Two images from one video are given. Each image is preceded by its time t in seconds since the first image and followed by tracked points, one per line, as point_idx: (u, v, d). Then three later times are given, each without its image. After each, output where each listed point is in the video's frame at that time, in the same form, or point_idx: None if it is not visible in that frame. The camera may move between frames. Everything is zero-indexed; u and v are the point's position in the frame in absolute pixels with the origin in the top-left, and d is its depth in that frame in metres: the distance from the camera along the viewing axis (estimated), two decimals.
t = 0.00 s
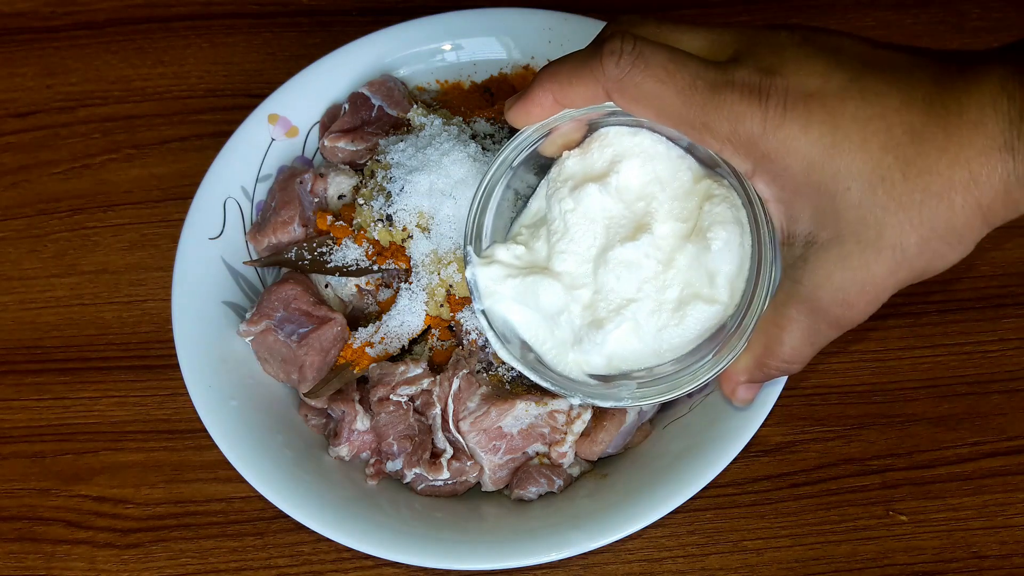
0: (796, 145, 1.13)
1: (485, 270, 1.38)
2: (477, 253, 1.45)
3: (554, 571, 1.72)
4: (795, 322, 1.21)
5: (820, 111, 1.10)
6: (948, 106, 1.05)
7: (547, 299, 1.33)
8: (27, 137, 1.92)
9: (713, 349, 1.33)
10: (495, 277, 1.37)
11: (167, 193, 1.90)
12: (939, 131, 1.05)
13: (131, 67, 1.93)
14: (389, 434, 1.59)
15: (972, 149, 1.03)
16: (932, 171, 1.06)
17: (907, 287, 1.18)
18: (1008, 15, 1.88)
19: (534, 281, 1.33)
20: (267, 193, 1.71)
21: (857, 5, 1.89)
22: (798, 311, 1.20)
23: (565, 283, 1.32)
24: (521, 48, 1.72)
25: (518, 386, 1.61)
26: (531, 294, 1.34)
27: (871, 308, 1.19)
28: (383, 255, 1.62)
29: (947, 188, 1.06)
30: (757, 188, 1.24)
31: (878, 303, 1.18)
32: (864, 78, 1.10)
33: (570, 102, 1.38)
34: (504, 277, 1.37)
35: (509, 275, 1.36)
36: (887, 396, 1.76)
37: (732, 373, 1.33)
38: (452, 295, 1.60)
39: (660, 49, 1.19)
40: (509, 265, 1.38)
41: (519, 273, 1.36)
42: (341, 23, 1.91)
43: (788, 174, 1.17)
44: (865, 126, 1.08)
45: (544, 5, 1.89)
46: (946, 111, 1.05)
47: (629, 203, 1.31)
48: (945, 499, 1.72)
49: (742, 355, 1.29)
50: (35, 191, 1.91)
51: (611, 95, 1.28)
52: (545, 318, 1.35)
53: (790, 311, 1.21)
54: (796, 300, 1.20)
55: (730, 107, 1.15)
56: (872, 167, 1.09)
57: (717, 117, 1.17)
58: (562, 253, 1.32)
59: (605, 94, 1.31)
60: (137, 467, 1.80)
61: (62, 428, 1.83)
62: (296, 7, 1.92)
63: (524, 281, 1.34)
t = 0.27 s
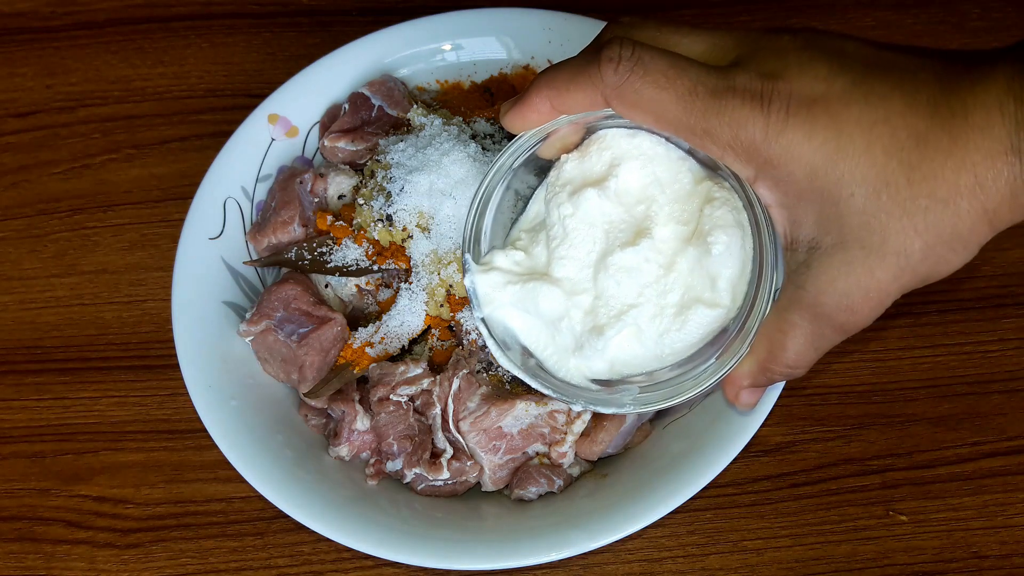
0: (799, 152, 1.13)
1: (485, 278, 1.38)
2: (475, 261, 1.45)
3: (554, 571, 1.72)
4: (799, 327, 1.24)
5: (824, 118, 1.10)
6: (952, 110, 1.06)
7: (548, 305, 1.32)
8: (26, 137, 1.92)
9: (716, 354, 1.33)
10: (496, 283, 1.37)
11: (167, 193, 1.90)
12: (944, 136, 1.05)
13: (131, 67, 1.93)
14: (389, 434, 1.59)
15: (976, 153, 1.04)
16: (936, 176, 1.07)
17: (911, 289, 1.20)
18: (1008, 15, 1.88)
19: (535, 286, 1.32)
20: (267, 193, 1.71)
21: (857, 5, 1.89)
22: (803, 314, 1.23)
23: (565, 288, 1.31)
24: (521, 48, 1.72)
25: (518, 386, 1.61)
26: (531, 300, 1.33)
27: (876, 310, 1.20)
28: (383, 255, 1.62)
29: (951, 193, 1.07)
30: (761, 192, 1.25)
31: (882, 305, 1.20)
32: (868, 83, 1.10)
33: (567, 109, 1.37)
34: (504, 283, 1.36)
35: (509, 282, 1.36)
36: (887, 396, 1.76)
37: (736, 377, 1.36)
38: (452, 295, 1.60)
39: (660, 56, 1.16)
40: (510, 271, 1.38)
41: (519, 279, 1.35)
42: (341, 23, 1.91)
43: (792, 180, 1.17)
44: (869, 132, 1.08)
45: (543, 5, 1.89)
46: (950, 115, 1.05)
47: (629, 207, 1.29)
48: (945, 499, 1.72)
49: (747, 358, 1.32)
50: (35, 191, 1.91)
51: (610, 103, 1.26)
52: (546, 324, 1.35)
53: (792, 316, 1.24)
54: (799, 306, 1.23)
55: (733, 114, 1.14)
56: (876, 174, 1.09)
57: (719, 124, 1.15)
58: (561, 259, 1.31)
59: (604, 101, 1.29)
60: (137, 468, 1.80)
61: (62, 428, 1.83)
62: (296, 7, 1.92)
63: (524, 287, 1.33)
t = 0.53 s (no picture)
0: (823, 116, 1.15)
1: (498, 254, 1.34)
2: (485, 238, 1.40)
3: (554, 571, 1.72)
4: (820, 298, 1.25)
5: (846, 82, 1.13)
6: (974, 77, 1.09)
7: (560, 283, 1.28)
8: (26, 137, 1.92)
9: (724, 337, 1.28)
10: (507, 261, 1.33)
11: (167, 193, 1.90)
12: (966, 101, 1.09)
13: (131, 67, 1.93)
14: (389, 434, 1.59)
15: (998, 118, 1.07)
16: (961, 141, 1.09)
17: (933, 259, 1.21)
18: (1008, 15, 1.87)
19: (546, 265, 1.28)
20: (267, 193, 1.71)
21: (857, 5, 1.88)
22: (823, 284, 1.24)
23: (578, 265, 1.27)
24: (521, 48, 1.72)
25: (518, 386, 1.61)
26: (543, 279, 1.29)
27: (898, 280, 1.21)
28: (383, 255, 1.62)
29: (976, 158, 1.09)
30: (780, 160, 1.26)
31: (905, 275, 1.20)
32: (888, 49, 1.14)
33: (578, 82, 1.36)
34: (515, 261, 1.32)
35: (520, 260, 1.32)
36: (887, 396, 1.76)
37: (755, 352, 1.36)
38: (452, 295, 1.60)
39: (679, 24, 1.21)
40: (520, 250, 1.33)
41: (529, 257, 1.31)
42: (341, 23, 1.91)
43: (813, 146, 1.20)
44: (892, 97, 1.11)
45: (543, 5, 1.89)
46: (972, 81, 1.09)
47: (641, 181, 1.25)
48: (945, 499, 1.72)
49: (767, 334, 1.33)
50: (35, 191, 1.91)
51: (624, 73, 1.27)
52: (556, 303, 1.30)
53: (813, 290, 1.25)
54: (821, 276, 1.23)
55: (754, 77, 1.17)
56: (900, 139, 1.11)
57: (740, 88, 1.18)
58: (572, 234, 1.27)
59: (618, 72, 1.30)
60: (137, 468, 1.80)
61: (62, 428, 1.83)
62: (296, 7, 1.92)
63: (535, 265, 1.29)
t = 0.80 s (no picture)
0: (850, 57, 1.18)
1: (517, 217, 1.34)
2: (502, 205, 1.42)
3: (554, 571, 1.72)
4: (846, 250, 1.22)
5: (875, 22, 1.15)
6: (1008, 15, 1.08)
7: (579, 247, 1.29)
8: (26, 137, 1.92)
9: (730, 310, 1.28)
10: (527, 224, 1.34)
11: (167, 193, 1.90)
12: (999, 38, 1.08)
13: (131, 67, 1.93)
14: (389, 434, 1.59)
15: None
16: (993, 80, 1.07)
17: (964, 207, 1.18)
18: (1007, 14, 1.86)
19: (566, 228, 1.29)
20: (267, 193, 1.71)
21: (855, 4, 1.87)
22: (851, 234, 1.21)
23: (596, 230, 1.28)
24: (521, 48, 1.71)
25: (518, 386, 1.61)
26: (562, 243, 1.30)
27: (927, 229, 1.19)
28: (383, 255, 1.62)
29: (1010, 97, 1.07)
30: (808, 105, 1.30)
31: (934, 223, 1.18)
32: None
33: (596, 27, 1.45)
34: (534, 226, 1.34)
35: (540, 223, 1.33)
36: (887, 396, 1.76)
37: (780, 313, 1.33)
38: (452, 295, 1.60)
39: None
40: (540, 214, 1.35)
41: (548, 220, 1.33)
42: (341, 23, 1.91)
43: (841, 87, 1.21)
44: (922, 35, 1.12)
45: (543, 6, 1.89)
46: (1006, 19, 1.08)
47: (659, 142, 1.26)
48: (946, 499, 1.72)
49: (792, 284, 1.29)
50: (35, 191, 1.91)
51: (643, 19, 1.36)
52: (575, 270, 1.32)
53: (841, 238, 1.22)
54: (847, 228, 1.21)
55: (780, 17, 1.22)
56: (929, 78, 1.11)
57: (766, 29, 1.23)
58: (591, 195, 1.28)
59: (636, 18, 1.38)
60: (137, 468, 1.80)
61: (62, 428, 1.83)
62: (296, 7, 1.92)
63: (555, 229, 1.30)
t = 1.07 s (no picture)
0: None
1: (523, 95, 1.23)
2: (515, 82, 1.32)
3: (554, 571, 1.72)
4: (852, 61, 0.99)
5: None
6: None
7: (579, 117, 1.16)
8: (26, 137, 1.92)
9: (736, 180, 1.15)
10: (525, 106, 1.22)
11: (167, 192, 1.90)
12: None
13: (131, 67, 1.93)
14: (389, 434, 1.59)
15: None
16: None
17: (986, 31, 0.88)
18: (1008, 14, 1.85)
19: (570, 104, 1.17)
20: (267, 193, 1.71)
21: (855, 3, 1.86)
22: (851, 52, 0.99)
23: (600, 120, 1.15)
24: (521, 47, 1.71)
25: (518, 386, 1.60)
26: (564, 106, 1.17)
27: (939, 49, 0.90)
28: (383, 255, 1.62)
29: None
30: None
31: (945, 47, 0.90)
32: None
33: None
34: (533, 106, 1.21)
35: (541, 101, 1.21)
36: (887, 396, 1.76)
37: (773, 162, 1.12)
38: (452, 295, 1.60)
39: None
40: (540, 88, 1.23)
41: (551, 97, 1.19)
42: (341, 24, 1.91)
43: None
44: None
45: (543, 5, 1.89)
46: None
47: (668, 13, 1.14)
48: (946, 499, 1.72)
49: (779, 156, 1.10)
50: (35, 191, 1.91)
51: None
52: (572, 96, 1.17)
53: (816, 140, 1.04)
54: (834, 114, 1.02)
55: None
56: None
57: None
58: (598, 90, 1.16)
59: None
60: (137, 468, 1.80)
61: (62, 428, 1.83)
62: (296, 7, 1.91)
63: (557, 100, 1.18)
